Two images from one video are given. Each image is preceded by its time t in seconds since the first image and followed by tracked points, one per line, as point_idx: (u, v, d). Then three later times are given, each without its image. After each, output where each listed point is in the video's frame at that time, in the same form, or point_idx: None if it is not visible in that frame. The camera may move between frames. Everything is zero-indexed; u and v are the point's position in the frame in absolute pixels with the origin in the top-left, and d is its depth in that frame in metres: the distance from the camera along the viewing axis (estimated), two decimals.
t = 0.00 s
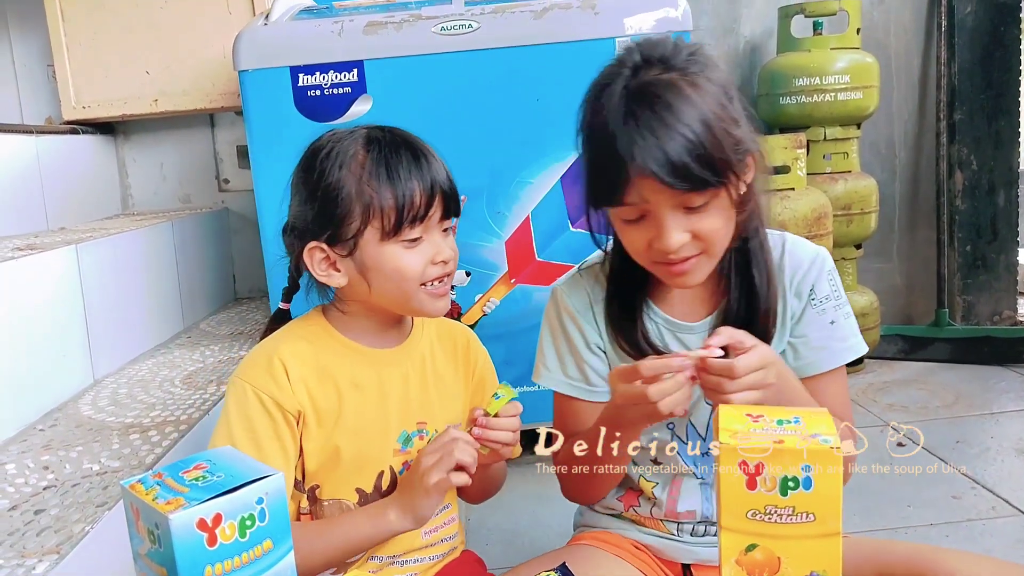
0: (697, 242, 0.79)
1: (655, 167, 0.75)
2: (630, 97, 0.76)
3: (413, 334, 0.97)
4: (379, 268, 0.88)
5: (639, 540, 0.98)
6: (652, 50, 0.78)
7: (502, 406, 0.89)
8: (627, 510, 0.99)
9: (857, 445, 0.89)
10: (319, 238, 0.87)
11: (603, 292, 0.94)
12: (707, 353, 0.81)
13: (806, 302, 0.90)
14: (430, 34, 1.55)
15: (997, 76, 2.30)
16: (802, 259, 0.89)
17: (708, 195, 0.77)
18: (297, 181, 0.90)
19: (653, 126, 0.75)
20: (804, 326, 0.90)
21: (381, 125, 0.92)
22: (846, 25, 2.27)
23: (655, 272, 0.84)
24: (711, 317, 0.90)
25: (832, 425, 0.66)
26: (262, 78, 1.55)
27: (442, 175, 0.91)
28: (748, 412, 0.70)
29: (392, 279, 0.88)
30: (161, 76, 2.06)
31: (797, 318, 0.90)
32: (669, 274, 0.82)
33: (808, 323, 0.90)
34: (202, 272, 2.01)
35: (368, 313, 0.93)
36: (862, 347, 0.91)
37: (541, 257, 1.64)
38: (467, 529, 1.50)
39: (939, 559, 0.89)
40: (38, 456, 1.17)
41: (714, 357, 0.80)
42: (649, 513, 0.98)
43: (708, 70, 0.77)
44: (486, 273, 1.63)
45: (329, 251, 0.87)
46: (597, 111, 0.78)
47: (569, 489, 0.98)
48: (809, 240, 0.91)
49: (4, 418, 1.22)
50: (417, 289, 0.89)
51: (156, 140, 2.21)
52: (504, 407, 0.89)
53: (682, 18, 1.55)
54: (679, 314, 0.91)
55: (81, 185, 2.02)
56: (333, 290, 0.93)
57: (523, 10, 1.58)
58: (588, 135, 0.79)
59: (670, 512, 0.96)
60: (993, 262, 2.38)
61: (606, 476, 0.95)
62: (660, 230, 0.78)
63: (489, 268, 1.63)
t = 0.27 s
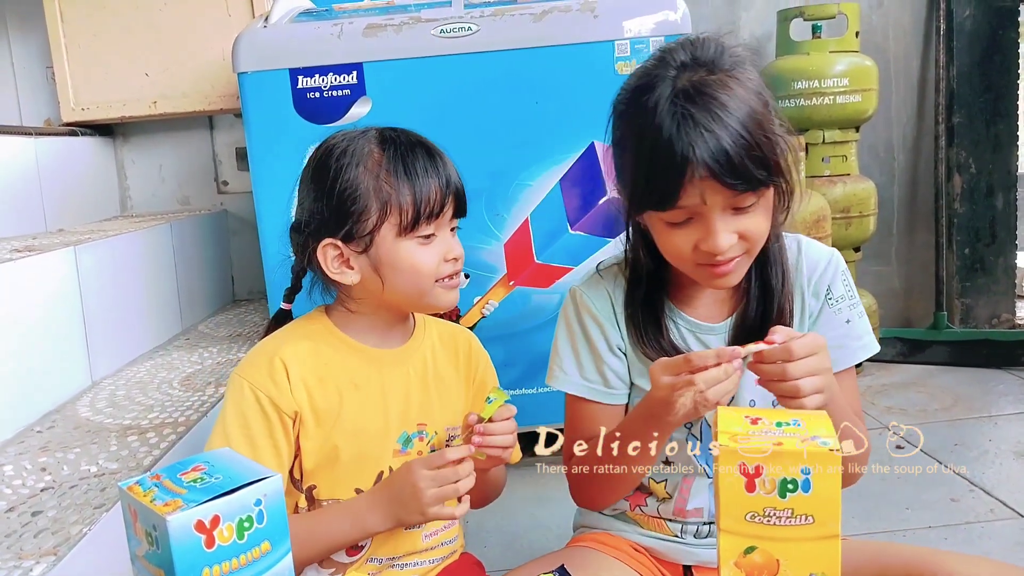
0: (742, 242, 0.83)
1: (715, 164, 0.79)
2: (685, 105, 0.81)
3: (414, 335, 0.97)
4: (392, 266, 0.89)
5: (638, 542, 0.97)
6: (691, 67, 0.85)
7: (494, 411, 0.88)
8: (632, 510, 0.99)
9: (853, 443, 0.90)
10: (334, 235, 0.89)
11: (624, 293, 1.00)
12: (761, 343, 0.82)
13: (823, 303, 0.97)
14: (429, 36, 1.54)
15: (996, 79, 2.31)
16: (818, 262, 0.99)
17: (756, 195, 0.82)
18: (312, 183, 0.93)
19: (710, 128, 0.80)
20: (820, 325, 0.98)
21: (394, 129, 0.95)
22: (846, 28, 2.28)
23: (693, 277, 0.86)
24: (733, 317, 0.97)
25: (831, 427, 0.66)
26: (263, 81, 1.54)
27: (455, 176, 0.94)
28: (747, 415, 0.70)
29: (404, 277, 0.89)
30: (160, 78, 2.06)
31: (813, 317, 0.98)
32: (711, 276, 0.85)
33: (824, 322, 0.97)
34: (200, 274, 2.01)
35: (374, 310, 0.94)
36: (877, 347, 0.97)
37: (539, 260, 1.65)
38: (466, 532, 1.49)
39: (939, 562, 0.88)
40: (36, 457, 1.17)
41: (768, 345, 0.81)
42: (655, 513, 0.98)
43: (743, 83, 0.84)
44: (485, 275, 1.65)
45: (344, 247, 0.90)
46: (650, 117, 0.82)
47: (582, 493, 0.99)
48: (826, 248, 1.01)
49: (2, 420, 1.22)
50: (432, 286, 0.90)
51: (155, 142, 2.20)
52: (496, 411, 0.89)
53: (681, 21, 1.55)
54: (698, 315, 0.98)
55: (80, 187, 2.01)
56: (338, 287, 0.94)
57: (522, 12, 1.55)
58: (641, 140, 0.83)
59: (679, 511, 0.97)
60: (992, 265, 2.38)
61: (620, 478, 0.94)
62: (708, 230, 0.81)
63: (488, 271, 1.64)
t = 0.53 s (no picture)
0: (755, 237, 0.82)
1: (734, 157, 0.79)
2: (706, 97, 0.81)
3: (411, 326, 0.97)
4: (393, 256, 0.89)
5: (635, 532, 0.97)
6: (712, 58, 0.85)
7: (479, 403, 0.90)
8: (631, 500, 0.99)
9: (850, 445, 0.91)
10: (334, 224, 0.89)
11: (631, 282, 1.00)
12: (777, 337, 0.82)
13: (829, 298, 0.98)
14: (429, 26, 1.53)
15: (995, 75, 2.31)
16: (826, 257, 0.99)
17: (772, 189, 0.82)
18: (311, 170, 0.92)
19: (730, 120, 0.80)
20: (826, 320, 0.98)
21: (394, 118, 0.95)
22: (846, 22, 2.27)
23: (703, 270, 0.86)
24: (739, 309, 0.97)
25: (827, 421, 0.66)
26: (261, 70, 1.53)
27: (454, 165, 0.94)
28: (743, 407, 0.70)
29: (405, 267, 0.89)
30: (158, 66, 2.05)
31: (819, 312, 0.98)
32: (723, 270, 0.84)
33: (830, 317, 0.98)
34: (197, 263, 2.01)
35: (371, 300, 0.94)
36: (880, 344, 0.98)
37: (537, 252, 1.65)
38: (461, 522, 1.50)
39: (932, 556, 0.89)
40: (31, 444, 1.17)
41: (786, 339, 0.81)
42: (654, 504, 0.98)
43: (762, 76, 0.84)
44: (483, 266, 1.64)
45: (343, 238, 0.89)
46: (670, 108, 0.82)
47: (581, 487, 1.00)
48: (833, 244, 1.01)
49: None
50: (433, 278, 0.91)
51: (153, 130, 2.19)
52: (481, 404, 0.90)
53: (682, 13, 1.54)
54: (704, 306, 0.98)
55: (77, 175, 2.01)
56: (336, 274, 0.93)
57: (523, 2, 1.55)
58: (660, 131, 0.82)
59: (677, 502, 0.97)
60: (989, 261, 2.38)
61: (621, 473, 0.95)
62: (722, 223, 0.81)
63: (485, 262, 1.64)
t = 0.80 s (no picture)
0: (753, 241, 0.83)
1: (731, 162, 0.79)
2: (705, 103, 0.81)
3: (405, 331, 0.97)
4: (386, 261, 0.89)
5: (633, 537, 0.97)
6: (711, 63, 0.85)
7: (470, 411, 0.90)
8: (630, 503, 1.00)
9: (847, 445, 0.91)
10: (326, 230, 0.89)
11: (629, 286, 1.00)
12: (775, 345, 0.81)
13: (827, 302, 0.98)
14: (424, 30, 1.54)
15: (989, 78, 2.32)
16: (824, 262, 1.00)
17: (770, 194, 0.82)
18: (304, 176, 0.92)
19: (728, 126, 0.80)
20: (824, 324, 0.98)
21: (387, 124, 0.95)
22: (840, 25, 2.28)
23: (701, 274, 0.87)
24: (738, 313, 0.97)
25: (824, 424, 0.67)
26: (256, 75, 1.53)
27: (446, 171, 0.94)
28: (741, 411, 0.70)
29: (398, 273, 0.89)
30: (154, 70, 2.05)
31: (817, 316, 0.99)
32: (721, 274, 0.84)
33: (828, 321, 0.98)
34: (194, 268, 2.00)
35: (364, 305, 0.94)
36: (878, 348, 0.98)
37: (534, 256, 1.65)
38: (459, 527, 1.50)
39: (929, 558, 0.89)
40: (29, 450, 1.16)
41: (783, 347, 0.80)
42: (652, 507, 0.98)
43: (761, 81, 0.84)
44: (479, 271, 1.64)
45: (335, 244, 0.89)
46: (669, 114, 0.82)
47: (581, 492, 1.00)
48: (831, 249, 1.02)
49: None
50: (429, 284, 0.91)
51: (149, 134, 2.19)
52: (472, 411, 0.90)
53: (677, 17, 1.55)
54: (703, 310, 0.98)
55: (74, 180, 2.01)
56: (329, 280, 0.93)
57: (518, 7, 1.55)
58: (659, 137, 0.83)
59: (675, 506, 0.97)
60: (984, 264, 2.39)
61: (619, 477, 0.95)
62: (720, 228, 0.81)
63: (482, 266, 1.64)
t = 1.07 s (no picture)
0: (746, 244, 0.83)
1: (723, 166, 0.79)
2: (698, 107, 0.81)
3: (398, 334, 0.97)
4: (377, 264, 0.89)
5: (629, 540, 0.97)
6: (704, 67, 0.85)
7: (460, 416, 0.91)
8: (625, 507, 0.99)
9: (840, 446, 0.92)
10: (316, 233, 0.89)
11: (623, 290, 1.00)
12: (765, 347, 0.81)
13: (821, 306, 0.98)
14: (420, 34, 1.54)
15: (983, 83, 2.32)
16: (818, 266, 1.00)
17: (762, 198, 0.82)
18: (294, 179, 0.92)
19: (720, 130, 0.80)
20: (818, 328, 0.98)
21: (378, 127, 0.95)
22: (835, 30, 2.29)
23: (694, 277, 0.87)
24: (732, 317, 0.98)
25: (819, 427, 0.67)
26: (252, 78, 1.53)
27: (437, 174, 0.94)
28: (736, 414, 0.70)
29: (390, 276, 0.89)
30: (149, 73, 2.05)
31: (811, 321, 0.99)
32: (715, 276, 0.85)
33: (821, 325, 0.98)
34: (188, 271, 2.00)
35: (357, 309, 0.94)
36: (871, 353, 0.98)
37: (530, 259, 1.65)
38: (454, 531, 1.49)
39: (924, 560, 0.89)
40: (21, 454, 1.16)
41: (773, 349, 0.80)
42: (647, 511, 0.98)
43: (754, 85, 0.84)
44: (475, 274, 1.64)
45: (325, 246, 0.89)
46: (662, 117, 0.82)
47: (577, 495, 1.00)
48: (825, 253, 1.02)
49: None
50: (421, 286, 0.91)
51: (144, 137, 2.19)
52: (461, 417, 0.91)
53: (673, 21, 1.55)
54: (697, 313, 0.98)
55: (68, 183, 2.00)
56: (321, 284, 0.93)
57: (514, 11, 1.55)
58: (652, 140, 0.83)
59: (670, 510, 0.97)
60: (978, 268, 2.39)
61: (616, 478, 0.95)
62: (713, 232, 0.82)
63: (478, 270, 1.64)
